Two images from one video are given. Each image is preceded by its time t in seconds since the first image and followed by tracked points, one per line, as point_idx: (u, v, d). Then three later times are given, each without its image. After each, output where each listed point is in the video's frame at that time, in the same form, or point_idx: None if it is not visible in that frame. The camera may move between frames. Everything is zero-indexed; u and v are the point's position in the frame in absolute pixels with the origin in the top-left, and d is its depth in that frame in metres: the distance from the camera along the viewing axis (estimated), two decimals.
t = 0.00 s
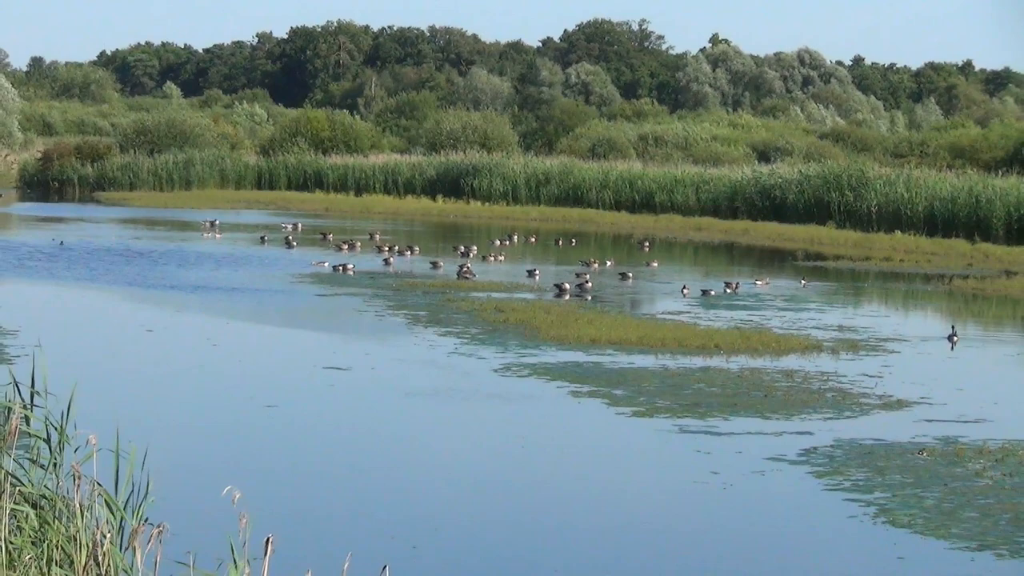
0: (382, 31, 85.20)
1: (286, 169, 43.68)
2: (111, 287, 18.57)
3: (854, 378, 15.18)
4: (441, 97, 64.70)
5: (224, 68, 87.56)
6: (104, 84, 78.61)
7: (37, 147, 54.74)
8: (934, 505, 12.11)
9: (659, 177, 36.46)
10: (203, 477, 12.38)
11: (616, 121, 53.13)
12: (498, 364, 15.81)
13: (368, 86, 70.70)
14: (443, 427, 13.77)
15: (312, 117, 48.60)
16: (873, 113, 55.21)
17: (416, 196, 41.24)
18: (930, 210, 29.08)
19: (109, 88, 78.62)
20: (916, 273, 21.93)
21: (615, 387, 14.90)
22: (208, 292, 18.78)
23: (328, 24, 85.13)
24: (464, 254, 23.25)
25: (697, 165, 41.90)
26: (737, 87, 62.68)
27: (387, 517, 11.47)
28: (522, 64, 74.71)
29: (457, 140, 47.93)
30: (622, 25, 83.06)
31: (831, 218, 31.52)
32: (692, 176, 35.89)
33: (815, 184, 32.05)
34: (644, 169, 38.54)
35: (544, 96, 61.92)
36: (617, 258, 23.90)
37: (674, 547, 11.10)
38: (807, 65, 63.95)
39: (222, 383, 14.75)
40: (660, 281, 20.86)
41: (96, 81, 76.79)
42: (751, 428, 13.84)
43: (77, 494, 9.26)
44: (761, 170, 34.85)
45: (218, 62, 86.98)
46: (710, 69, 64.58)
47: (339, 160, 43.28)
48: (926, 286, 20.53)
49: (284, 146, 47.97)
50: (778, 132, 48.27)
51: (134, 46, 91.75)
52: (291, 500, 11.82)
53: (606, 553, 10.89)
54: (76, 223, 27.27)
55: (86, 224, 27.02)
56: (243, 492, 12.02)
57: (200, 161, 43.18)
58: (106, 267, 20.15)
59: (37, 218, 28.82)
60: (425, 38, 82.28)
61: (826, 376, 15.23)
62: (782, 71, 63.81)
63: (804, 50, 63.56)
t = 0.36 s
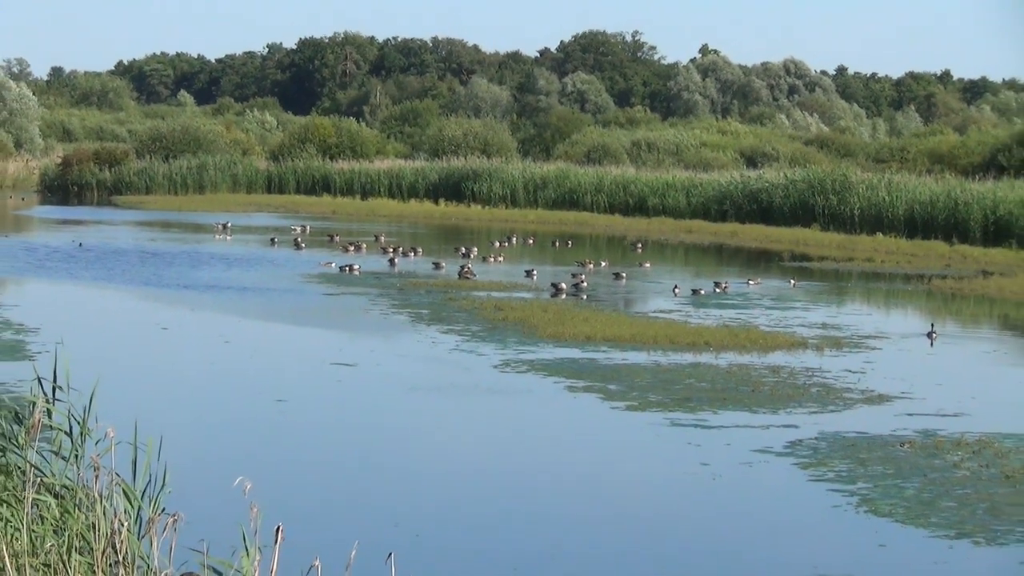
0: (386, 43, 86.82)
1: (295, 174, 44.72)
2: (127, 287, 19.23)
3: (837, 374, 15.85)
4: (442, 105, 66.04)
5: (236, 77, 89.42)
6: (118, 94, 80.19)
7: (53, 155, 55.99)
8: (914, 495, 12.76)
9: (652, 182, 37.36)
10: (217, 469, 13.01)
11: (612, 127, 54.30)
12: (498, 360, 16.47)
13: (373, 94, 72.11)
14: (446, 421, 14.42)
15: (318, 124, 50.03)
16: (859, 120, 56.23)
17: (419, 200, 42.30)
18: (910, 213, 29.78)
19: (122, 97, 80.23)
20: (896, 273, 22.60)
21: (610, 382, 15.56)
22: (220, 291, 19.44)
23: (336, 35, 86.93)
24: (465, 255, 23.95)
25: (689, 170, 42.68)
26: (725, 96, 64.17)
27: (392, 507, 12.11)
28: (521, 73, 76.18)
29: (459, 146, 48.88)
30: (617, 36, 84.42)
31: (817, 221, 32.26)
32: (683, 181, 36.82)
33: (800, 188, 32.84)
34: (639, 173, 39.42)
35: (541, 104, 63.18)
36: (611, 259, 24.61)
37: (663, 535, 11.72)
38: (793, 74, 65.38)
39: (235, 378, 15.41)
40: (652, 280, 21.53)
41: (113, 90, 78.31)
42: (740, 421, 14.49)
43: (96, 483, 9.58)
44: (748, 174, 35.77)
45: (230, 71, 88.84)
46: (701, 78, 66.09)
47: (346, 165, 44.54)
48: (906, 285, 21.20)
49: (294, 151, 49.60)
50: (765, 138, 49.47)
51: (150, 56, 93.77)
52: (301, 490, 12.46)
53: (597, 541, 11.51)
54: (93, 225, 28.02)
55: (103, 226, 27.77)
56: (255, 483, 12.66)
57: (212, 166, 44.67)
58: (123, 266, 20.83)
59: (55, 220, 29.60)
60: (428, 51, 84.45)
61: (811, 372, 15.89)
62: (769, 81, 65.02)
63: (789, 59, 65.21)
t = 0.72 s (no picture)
0: (390, 53, 88.29)
1: (304, 179, 45.51)
2: (143, 286, 19.91)
3: (822, 369, 16.52)
4: (445, 113, 67.29)
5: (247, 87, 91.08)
6: (131, 104, 81.67)
7: (71, 162, 57.19)
8: (897, 485, 13.42)
9: (645, 186, 38.08)
10: (229, 461, 13.67)
11: (609, 134, 55.40)
12: (498, 356, 17.14)
13: (379, 102, 73.44)
14: (448, 415, 15.09)
15: (326, 131, 51.26)
16: (848, 128, 57.24)
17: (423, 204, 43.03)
18: (892, 216, 30.44)
19: (135, 105, 81.67)
20: (880, 274, 23.25)
21: (605, 377, 16.25)
22: (231, 290, 20.12)
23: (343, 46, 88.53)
24: (467, 257, 24.62)
25: (682, 174, 43.60)
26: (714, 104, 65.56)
27: (396, 497, 12.77)
28: (520, 82, 77.51)
29: (461, 151, 50.07)
30: (611, 47, 85.90)
31: (803, 224, 33.06)
32: (675, 186, 37.50)
33: (788, 192, 33.63)
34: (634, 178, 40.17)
35: (540, 112, 64.33)
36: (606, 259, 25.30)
37: (652, 523, 12.36)
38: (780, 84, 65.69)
39: (246, 374, 16.09)
40: (646, 280, 22.20)
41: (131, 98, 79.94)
42: (729, 414, 15.17)
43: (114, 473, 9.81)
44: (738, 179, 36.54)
45: (241, 81, 90.48)
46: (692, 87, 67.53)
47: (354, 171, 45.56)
48: (887, 285, 21.87)
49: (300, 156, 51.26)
50: (755, 145, 50.65)
51: (165, 65, 95.60)
52: (309, 481, 13.12)
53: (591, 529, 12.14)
54: (109, 226, 28.75)
55: (119, 228, 28.51)
56: (266, 474, 13.31)
57: (226, 172, 45.48)
58: (138, 267, 21.49)
59: (75, 223, 30.40)
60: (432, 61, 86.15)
61: (798, 367, 16.57)
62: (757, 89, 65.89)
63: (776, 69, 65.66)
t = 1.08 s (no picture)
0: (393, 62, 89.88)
1: (311, 183, 46.71)
2: (157, 285, 20.61)
3: (809, 365, 17.21)
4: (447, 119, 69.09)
5: (256, 95, 92.76)
6: (142, 114, 83.12)
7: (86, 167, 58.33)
8: (880, 476, 14.09)
9: (638, 189, 39.01)
10: (241, 451, 14.33)
11: (605, 140, 56.73)
12: (497, 352, 17.83)
13: (383, 108, 75.34)
14: (450, 408, 15.77)
15: (332, 137, 52.30)
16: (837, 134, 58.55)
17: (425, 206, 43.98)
18: (875, 218, 31.31)
19: (146, 113, 83.12)
20: (863, 274, 23.89)
21: (601, 372, 16.95)
22: (242, 289, 20.82)
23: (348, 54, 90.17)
24: (467, 257, 25.33)
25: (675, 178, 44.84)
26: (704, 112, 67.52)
27: (400, 486, 13.44)
28: (519, 89, 79.38)
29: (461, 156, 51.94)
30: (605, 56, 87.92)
31: (789, 225, 33.87)
32: (667, 189, 38.42)
33: (775, 195, 34.53)
34: (629, 181, 41.11)
35: (537, 118, 65.98)
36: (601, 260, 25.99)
37: (644, 511, 13.02)
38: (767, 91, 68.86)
39: (256, 370, 16.75)
40: (639, 280, 22.90)
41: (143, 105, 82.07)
42: (719, 408, 15.84)
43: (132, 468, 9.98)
44: (729, 183, 37.40)
45: (251, 88, 92.38)
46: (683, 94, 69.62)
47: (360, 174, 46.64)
48: (870, 284, 22.57)
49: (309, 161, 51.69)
50: (745, 151, 52.30)
51: (177, 74, 97.99)
52: (318, 471, 13.79)
53: (586, 519, 12.77)
54: (123, 228, 29.51)
55: (132, 229, 29.27)
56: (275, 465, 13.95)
57: (236, 176, 46.72)
58: (152, 267, 22.18)
59: (91, 225, 31.25)
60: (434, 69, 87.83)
61: (785, 363, 17.26)
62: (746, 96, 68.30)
63: (764, 78, 68.26)
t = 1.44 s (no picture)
0: (396, 72, 92.50)
1: (319, 187, 48.28)
2: (170, 284, 21.34)
3: (795, 361, 17.93)
4: (449, 125, 71.72)
5: (266, 102, 95.56)
6: (152, 128, 85.22)
7: (103, 173, 60.12)
8: (863, 467, 14.78)
9: (631, 193, 40.17)
10: (252, 442, 14.99)
11: (598, 146, 59.36)
12: (497, 348, 18.55)
13: (387, 114, 78.06)
14: (451, 403, 16.46)
15: (338, 143, 54.09)
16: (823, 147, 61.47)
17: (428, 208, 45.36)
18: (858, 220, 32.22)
19: (156, 128, 85.25)
20: (847, 273, 24.58)
21: (595, 367, 17.67)
22: (252, 288, 21.55)
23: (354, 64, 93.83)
24: (467, 257, 26.10)
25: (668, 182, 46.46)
26: (696, 117, 71.52)
27: (403, 477, 14.10)
28: (518, 96, 82.09)
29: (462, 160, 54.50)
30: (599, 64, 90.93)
31: (776, 227, 34.80)
32: (659, 193, 39.61)
33: (762, 197, 35.61)
34: (623, 185, 42.33)
35: (535, 124, 68.40)
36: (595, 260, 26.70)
37: (635, 502, 13.68)
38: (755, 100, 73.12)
39: (265, 366, 17.46)
40: (632, 279, 23.63)
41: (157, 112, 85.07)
42: (709, 402, 16.55)
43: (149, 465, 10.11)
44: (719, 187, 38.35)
45: (261, 95, 95.15)
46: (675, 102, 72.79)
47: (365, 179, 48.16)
48: (853, 283, 23.30)
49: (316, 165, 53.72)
50: (733, 156, 54.53)
51: (191, 82, 101.38)
52: (323, 462, 14.45)
53: (581, 509, 13.44)
54: (136, 230, 30.34)
55: (144, 231, 30.08)
56: (285, 456, 14.62)
57: (246, 180, 48.32)
58: (164, 267, 22.92)
59: (106, 227, 32.26)
60: (434, 78, 90.06)
61: (771, 359, 17.98)
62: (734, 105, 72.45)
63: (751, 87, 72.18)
